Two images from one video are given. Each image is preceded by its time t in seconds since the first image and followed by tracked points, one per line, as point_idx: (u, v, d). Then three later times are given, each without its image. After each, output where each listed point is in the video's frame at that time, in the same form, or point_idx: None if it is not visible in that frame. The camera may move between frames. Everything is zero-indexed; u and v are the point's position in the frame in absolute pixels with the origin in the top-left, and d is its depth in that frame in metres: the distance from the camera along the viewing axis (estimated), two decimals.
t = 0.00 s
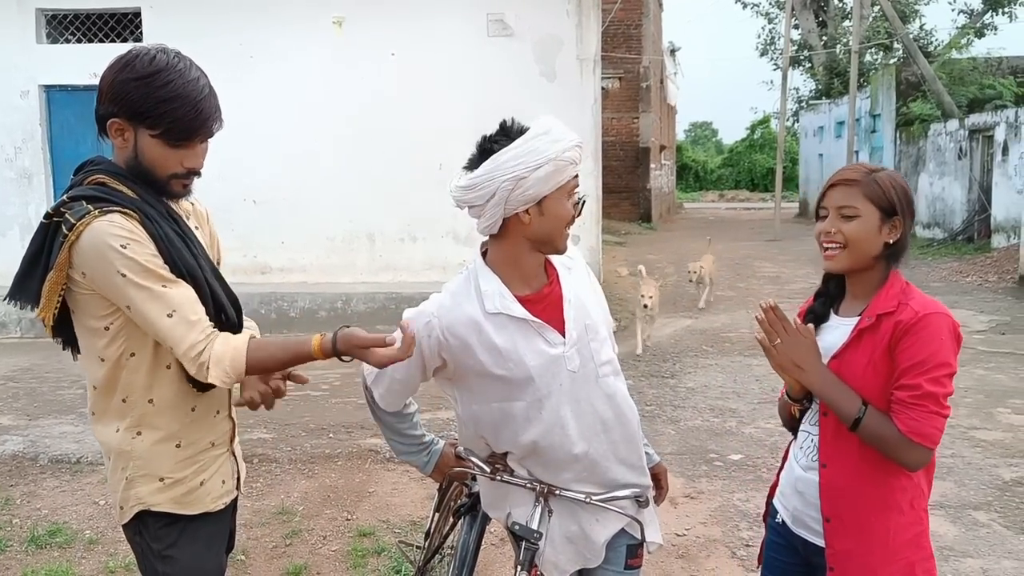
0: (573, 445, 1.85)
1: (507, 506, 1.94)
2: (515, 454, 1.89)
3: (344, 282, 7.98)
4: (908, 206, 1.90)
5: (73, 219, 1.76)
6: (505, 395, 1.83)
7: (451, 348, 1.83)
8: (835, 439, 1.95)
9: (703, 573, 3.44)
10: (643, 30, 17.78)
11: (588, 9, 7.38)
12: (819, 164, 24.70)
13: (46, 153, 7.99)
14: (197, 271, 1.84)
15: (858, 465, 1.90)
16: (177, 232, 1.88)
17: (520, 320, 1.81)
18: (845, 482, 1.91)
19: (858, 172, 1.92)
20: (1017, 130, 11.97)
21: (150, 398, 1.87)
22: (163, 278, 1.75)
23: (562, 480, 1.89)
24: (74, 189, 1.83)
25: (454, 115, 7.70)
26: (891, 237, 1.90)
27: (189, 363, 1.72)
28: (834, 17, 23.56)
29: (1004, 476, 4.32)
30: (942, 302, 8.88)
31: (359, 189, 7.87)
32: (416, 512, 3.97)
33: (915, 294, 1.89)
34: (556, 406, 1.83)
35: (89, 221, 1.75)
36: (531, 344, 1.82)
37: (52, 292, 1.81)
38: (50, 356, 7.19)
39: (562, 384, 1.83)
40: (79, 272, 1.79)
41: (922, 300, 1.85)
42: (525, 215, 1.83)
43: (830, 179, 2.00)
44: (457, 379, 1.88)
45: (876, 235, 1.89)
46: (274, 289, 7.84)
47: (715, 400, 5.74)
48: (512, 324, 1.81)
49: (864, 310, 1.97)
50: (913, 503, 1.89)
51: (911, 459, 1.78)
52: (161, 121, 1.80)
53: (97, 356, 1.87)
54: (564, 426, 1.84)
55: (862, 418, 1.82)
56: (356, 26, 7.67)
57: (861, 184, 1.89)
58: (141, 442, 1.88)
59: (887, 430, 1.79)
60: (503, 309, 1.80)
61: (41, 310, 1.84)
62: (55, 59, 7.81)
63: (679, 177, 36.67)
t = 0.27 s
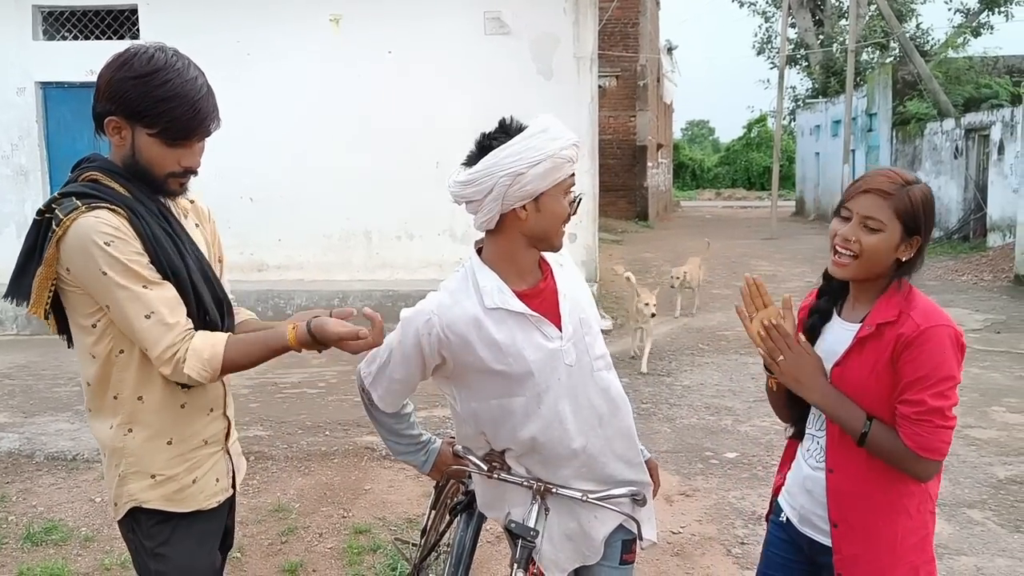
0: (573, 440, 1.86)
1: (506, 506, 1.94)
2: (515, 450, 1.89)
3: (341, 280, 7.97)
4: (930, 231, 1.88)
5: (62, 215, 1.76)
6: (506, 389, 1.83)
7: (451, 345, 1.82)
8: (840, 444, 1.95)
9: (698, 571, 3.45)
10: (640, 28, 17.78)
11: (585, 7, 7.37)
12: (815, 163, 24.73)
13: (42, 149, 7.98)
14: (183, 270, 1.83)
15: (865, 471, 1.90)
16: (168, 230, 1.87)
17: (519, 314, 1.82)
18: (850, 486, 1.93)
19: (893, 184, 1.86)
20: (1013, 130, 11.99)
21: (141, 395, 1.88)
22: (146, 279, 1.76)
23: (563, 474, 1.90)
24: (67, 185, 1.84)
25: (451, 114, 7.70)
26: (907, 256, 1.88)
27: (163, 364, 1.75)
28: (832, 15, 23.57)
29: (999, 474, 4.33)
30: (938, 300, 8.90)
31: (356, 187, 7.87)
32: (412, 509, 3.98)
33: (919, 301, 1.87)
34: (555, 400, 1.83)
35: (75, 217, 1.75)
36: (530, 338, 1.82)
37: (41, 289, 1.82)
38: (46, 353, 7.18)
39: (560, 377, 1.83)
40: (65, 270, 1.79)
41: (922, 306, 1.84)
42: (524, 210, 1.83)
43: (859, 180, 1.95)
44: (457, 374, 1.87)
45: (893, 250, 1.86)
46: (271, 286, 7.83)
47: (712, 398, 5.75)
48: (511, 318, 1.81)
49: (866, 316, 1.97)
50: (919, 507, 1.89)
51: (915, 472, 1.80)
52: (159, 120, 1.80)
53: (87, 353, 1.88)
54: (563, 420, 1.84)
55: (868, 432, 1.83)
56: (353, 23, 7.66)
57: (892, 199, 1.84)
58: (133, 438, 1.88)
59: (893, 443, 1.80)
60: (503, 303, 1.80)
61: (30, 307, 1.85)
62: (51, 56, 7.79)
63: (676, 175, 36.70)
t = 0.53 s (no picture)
0: (581, 435, 1.87)
1: (516, 509, 1.92)
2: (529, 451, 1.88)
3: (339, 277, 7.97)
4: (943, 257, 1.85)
5: (63, 211, 1.76)
6: (519, 393, 1.82)
7: (463, 352, 1.80)
8: (830, 446, 1.94)
9: (695, 568, 3.45)
10: (639, 26, 17.77)
11: (583, 5, 7.36)
12: (813, 161, 24.74)
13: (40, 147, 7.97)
14: (185, 266, 1.84)
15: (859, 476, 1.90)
16: (169, 226, 1.87)
17: (526, 314, 1.82)
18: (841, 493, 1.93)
19: (924, 206, 1.80)
20: (1011, 128, 11.99)
21: (142, 392, 1.88)
22: (150, 272, 1.76)
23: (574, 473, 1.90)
24: (67, 182, 1.83)
25: (449, 111, 7.69)
26: (917, 276, 1.86)
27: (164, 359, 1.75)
28: (830, 14, 23.56)
29: (996, 472, 4.34)
30: (935, 298, 8.91)
31: (354, 185, 7.86)
32: (410, 507, 3.98)
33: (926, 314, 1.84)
34: (564, 397, 1.84)
35: (77, 213, 1.75)
36: (539, 336, 1.83)
37: (43, 286, 1.82)
38: (44, 351, 7.17)
39: (569, 373, 1.85)
40: (68, 266, 1.79)
41: (928, 321, 1.81)
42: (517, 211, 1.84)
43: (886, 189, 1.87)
44: (468, 379, 1.85)
45: (905, 268, 1.83)
46: (269, 284, 7.83)
47: (709, 396, 5.76)
48: (518, 318, 1.82)
49: (867, 322, 1.93)
50: (911, 511, 1.91)
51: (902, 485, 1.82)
52: (159, 113, 1.80)
53: (89, 350, 1.87)
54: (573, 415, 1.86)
55: (858, 441, 1.84)
56: (351, 21, 7.65)
57: (918, 221, 1.79)
58: (134, 435, 1.89)
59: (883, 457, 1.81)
60: (511, 307, 1.80)
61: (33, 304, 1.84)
62: (49, 53, 7.78)
63: (674, 173, 36.71)
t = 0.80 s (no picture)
0: (593, 431, 1.88)
1: (524, 512, 1.90)
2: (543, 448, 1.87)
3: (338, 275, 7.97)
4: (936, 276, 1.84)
5: (66, 209, 1.76)
6: (534, 390, 1.82)
7: (479, 354, 1.80)
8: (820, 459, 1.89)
9: (694, 567, 3.45)
10: (638, 24, 17.77)
11: (583, 3, 7.36)
12: (813, 160, 24.73)
13: (39, 144, 7.96)
14: (186, 265, 1.84)
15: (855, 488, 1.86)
16: (171, 225, 1.87)
17: (538, 311, 1.83)
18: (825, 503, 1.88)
19: (930, 230, 1.75)
20: (1010, 127, 12.00)
21: (142, 388, 1.88)
22: (151, 271, 1.76)
23: (587, 472, 1.90)
24: (69, 179, 1.83)
25: (449, 110, 7.69)
26: (908, 295, 1.83)
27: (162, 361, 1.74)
28: (830, 12, 23.56)
29: (995, 470, 4.35)
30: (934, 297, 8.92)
31: (353, 183, 7.86)
32: (409, 505, 3.98)
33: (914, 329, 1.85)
34: (578, 390, 1.86)
35: (81, 211, 1.75)
36: (551, 332, 1.84)
37: (44, 283, 1.82)
38: (42, 349, 7.17)
39: (582, 366, 1.86)
40: (70, 264, 1.79)
41: (918, 338, 1.82)
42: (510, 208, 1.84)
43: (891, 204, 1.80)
44: (482, 380, 1.85)
45: (900, 288, 1.79)
46: (268, 282, 7.82)
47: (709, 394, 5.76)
48: (533, 316, 1.83)
49: (855, 334, 1.89)
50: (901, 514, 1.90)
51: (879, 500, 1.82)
52: (160, 109, 1.80)
53: (89, 347, 1.87)
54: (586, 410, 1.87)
55: (845, 454, 1.81)
56: (351, 18, 7.64)
57: (919, 246, 1.74)
58: (134, 432, 1.89)
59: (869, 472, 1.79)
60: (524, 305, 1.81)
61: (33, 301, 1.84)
62: (48, 51, 7.77)
63: (674, 172, 36.72)
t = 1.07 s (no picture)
0: (596, 430, 1.88)
1: (526, 511, 1.90)
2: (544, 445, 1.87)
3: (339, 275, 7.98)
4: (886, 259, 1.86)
5: (68, 207, 1.76)
6: (537, 384, 1.83)
7: (482, 343, 1.81)
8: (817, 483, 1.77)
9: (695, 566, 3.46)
10: (639, 23, 17.75)
11: (583, 3, 7.36)
12: (813, 159, 24.72)
13: (40, 143, 7.96)
14: (186, 266, 1.84)
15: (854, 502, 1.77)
16: (172, 224, 1.87)
17: (541, 305, 1.84)
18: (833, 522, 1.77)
19: (885, 214, 1.75)
20: (1011, 126, 12.00)
21: (146, 389, 1.88)
22: (147, 272, 1.75)
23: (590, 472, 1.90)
24: (73, 177, 1.83)
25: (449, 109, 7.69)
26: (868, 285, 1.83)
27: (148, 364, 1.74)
28: (830, 11, 23.54)
29: (995, 469, 4.35)
30: (934, 296, 8.92)
31: (354, 183, 7.87)
32: (410, 504, 3.99)
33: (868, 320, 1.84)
34: (581, 387, 1.86)
35: (82, 209, 1.75)
36: (555, 327, 1.85)
37: (47, 282, 1.82)
38: (44, 348, 7.17)
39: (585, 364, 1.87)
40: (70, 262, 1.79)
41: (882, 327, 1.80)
42: (498, 199, 1.88)
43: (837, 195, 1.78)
44: (484, 375, 1.86)
45: (862, 279, 1.75)
46: (269, 281, 7.82)
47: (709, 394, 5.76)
48: (536, 310, 1.84)
49: (821, 340, 1.82)
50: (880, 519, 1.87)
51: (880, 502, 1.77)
52: (164, 105, 1.80)
53: (93, 347, 1.87)
54: (589, 407, 1.87)
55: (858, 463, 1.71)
56: (352, 18, 7.64)
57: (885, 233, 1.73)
58: (138, 432, 1.89)
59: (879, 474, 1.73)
60: (528, 297, 1.82)
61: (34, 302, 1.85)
62: (49, 50, 7.77)
63: (674, 171, 36.72)
